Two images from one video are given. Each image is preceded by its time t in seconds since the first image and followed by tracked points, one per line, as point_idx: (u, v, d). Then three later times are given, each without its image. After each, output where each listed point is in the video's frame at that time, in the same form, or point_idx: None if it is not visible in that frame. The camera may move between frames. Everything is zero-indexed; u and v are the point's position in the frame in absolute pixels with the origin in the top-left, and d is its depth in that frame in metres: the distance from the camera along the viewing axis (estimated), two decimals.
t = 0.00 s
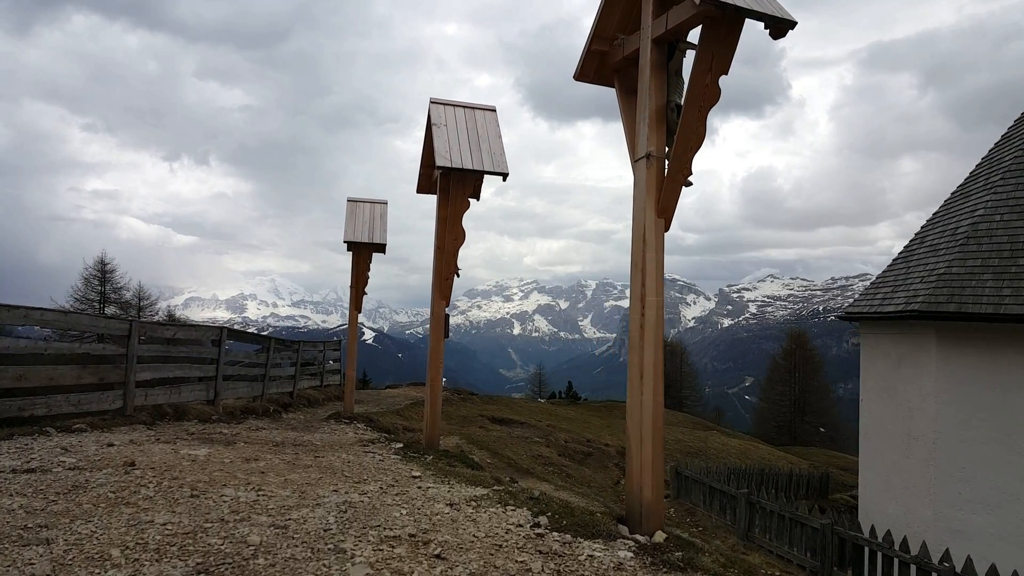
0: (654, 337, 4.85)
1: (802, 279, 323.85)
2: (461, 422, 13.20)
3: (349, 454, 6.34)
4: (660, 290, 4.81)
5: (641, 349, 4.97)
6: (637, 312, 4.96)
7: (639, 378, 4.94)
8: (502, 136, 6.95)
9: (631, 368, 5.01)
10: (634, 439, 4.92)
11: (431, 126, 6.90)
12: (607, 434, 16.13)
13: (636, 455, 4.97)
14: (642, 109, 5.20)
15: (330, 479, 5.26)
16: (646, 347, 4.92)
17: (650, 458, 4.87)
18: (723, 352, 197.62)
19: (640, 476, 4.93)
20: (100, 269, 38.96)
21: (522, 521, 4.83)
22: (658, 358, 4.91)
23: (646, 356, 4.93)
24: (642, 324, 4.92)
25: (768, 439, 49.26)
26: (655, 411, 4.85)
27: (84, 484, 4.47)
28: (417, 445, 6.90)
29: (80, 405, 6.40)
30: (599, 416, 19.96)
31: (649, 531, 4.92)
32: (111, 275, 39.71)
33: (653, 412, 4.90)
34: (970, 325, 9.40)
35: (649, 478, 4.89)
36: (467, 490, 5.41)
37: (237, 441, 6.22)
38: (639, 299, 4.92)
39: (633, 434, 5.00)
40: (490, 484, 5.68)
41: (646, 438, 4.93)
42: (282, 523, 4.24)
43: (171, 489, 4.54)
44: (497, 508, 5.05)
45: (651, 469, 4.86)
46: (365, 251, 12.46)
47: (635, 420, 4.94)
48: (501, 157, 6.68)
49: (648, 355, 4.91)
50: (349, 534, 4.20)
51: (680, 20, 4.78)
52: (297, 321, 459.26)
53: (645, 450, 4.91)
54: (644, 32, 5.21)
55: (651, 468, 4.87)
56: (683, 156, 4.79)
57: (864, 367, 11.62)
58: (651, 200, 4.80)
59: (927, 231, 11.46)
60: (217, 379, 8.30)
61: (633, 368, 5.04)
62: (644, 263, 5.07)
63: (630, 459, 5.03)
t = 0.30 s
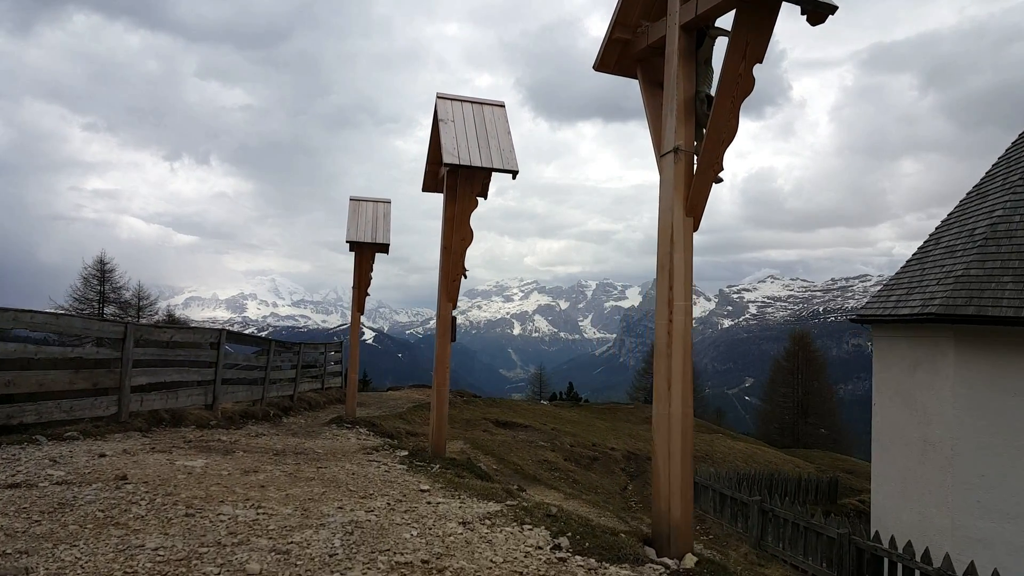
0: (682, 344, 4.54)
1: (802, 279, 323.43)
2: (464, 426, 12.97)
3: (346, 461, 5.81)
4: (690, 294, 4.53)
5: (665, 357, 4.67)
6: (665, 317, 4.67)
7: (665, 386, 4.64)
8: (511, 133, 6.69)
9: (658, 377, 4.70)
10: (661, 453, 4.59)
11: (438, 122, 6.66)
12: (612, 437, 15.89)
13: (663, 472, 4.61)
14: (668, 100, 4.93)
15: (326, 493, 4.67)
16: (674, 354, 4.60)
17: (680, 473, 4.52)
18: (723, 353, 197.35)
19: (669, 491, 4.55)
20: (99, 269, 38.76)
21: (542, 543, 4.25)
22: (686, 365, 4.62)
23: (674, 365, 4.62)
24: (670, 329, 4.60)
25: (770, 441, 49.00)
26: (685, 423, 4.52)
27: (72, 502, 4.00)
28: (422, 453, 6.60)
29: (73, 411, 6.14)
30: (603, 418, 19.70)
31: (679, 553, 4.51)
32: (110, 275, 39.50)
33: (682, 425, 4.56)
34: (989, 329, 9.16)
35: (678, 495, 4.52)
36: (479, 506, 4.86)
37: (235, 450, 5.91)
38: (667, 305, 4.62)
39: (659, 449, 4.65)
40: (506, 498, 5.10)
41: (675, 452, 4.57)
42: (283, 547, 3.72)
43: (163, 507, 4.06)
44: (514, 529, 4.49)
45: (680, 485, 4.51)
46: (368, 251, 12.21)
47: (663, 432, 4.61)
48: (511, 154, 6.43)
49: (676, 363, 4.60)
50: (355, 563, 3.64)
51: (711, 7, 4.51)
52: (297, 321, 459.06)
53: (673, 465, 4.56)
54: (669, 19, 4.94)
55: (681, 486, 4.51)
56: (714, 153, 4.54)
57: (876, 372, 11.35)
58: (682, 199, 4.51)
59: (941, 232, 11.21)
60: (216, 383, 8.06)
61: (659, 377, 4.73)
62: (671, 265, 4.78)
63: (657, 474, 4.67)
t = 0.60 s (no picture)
0: (720, 360, 3.46)
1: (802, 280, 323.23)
2: (469, 432, 12.69)
3: (351, 477, 5.52)
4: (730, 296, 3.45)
5: (699, 376, 3.60)
6: (698, 326, 3.60)
7: (699, 413, 3.59)
8: (523, 132, 6.43)
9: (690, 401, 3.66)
10: (697, 485, 3.57)
11: (446, 122, 6.41)
12: (619, 442, 15.63)
13: (699, 521, 3.57)
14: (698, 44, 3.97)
15: (332, 516, 4.35)
16: (711, 373, 3.51)
17: (720, 524, 3.46)
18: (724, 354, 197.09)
19: (708, 543, 3.51)
20: (99, 271, 38.48)
21: None
22: (727, 387, 3.50)
23: (712, 387, 3.52)
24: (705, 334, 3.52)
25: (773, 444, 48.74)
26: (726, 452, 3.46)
27: (61, 530, 3.70)
28: (429, 466, 6.32)
29: (66, 424, 5.88)
30: (608, 423, 19.43)
31: None
32: (110, 276, 39.21)
33: (723, 463, 3.47)
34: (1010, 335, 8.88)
35: (718, 550, 3.48)
36: (497, 531, 4.28)
37: (236, 465, 5.63)
38: (701, 310, 3.59)
39: (694, 490, 3.61)
40: (527, 520, 4.65)
41: (714, 497, 3.50)
42: None
43: (159, 538, 3.69)
44: (537, 559, 3.83)
45: (720, 539, 3.45)
46: (371, 254, 11.95)
47: (697, 469, 3.60)
48: (523, 155, 6.17)
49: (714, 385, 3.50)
50: None
51: None
52: (297, 322, 458.61)
53: (713, 512, 3.49)
54: None
55: (721, 539, 3.47)
56: (768, 105, 3.38)
57: (889, 377, 11.11)
58: (720, 172, 3.41)
59: (957, 234, 10.95)
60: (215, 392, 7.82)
61: (692, 400, 3.67)
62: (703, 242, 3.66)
63: (692, 521, 3.64)
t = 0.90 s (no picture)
0: (757, 375, 3.21)
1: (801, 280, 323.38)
2: (471, 437, 12.43)
3: (353, 492, 5.28)
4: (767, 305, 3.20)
5: (732, 391, 3.34)
6: (731, 337, 3.33)
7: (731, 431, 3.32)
8: (530, 129, 6.19)
9: (721, 417, 3.39)
10: (730, 507, 3.32)
11: (451, 118, 6.16)
12: (623, 446, 15.39)
13: (732, 547, 3.31)
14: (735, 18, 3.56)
15: (334, 539, 4.10)
16: (746, 389, 3.26)
17: (755, 549, 3.23)
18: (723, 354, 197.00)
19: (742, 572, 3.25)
20: (95, 273, 38.02)
21: None
22: (762, 402, 3.27)
23: (746, 402, 3.29)
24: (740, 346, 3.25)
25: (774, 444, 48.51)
26: (759, 471, 3.25)
27: (41, 559, 3.44)
28: (433, 477, 6.07)
29: (54, 436, 5.63)
30: (611, 426, 19.17)
31: None
32: (107, 277, 38.82)
33: (758, 483, 3.25)
34: None
35: None
36: (510, 554, 4.04)
37: (232, 478, 5.38)
38: (734, 319, 3.29)
39: (726, 515, 3.35)
40: (539, 541, 4.41)
41: (749, 519, 3.27)
42: None
43: (147, 567, 3.43)
44: None
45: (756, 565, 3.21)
46: (371, 255, 11.69)
47: (730, 491, 3.34)
48: (531, 153, 5.92)
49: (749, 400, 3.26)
50: None
51: None
52: (296, 323, 457.97)
53: (747, 536, 3.25)
54: None
55: (757, 566, 3.22)
56: (807, 99, 3.15)
57: (900, 380, 10.91)
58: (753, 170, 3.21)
59: (971, 234, 10.72)
60: (211, 399, 7.57)
61: (723, 417, 3.39)
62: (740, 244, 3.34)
63: (723, 548, 3.37)
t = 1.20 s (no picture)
0: (796, 394, 2.86)
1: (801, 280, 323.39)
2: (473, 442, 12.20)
3: (353, 508, 5.02)
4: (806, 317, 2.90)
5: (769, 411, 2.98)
6: (767, 351, 2.97)
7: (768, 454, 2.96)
8: (537, 127, 5.93)
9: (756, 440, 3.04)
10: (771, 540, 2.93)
11: (455, 115, 5.90)
12: (627, 449, 15.16)
13: None
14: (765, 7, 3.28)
15: (332, 566, 3.83)
16: (784, 408, 2.91)
17: None
18: (723, 353, 196.98)
19: None
20: (92, 272, 37.64)
21: None
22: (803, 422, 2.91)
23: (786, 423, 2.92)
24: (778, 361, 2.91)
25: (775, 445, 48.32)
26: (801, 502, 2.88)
27: None
28: (436, 490, 5.81)
29: (37, 449, 5.35)
30: (613, 429, 18.91)
31: None
32: (104, 276, 38.47)
33: (798, 514, 2.87)
34: None
35: None
36: None
37: (225, 494, 5.13)
38: (770, 331, 2.95)
39: (764, 550, 2.97)
40: (551, 567, 4.15)
41: (788, 557, 2.87)
42: None
43: None
44: None
45: None
46: (371, 257, 11.43)
47: (767, 522, 2.97)
48: (538, 152, 5.66)
49: (787, 422, 2.90)
50: None
51: None
52: (295, 322, 457.50)
53: None
54: None
55: None
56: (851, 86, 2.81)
57: (913, 385, 10.65)
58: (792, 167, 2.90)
59: (986, 235, 10.47)
60: (206, 407, 7.32)
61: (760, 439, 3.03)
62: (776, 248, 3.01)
63: None
